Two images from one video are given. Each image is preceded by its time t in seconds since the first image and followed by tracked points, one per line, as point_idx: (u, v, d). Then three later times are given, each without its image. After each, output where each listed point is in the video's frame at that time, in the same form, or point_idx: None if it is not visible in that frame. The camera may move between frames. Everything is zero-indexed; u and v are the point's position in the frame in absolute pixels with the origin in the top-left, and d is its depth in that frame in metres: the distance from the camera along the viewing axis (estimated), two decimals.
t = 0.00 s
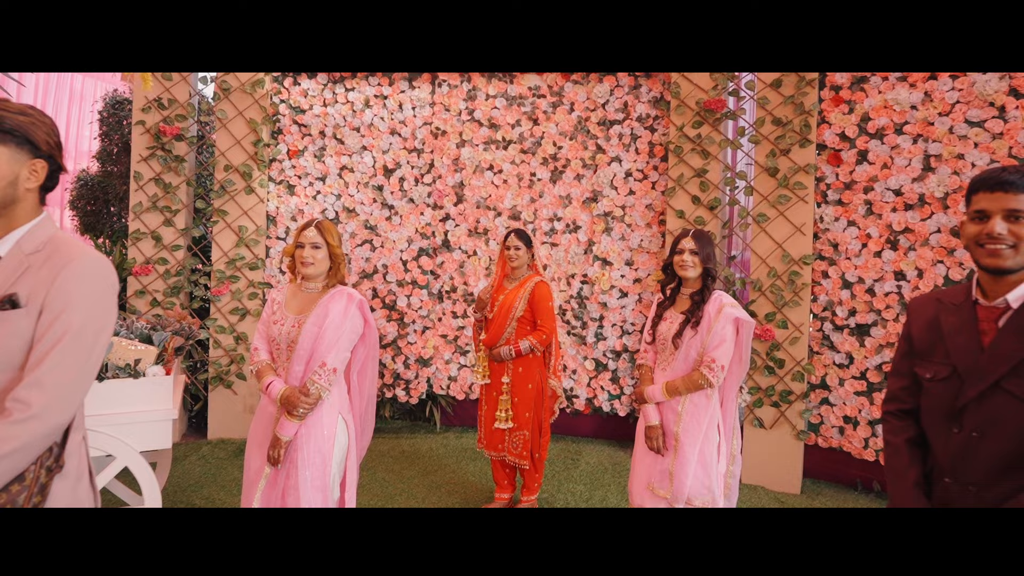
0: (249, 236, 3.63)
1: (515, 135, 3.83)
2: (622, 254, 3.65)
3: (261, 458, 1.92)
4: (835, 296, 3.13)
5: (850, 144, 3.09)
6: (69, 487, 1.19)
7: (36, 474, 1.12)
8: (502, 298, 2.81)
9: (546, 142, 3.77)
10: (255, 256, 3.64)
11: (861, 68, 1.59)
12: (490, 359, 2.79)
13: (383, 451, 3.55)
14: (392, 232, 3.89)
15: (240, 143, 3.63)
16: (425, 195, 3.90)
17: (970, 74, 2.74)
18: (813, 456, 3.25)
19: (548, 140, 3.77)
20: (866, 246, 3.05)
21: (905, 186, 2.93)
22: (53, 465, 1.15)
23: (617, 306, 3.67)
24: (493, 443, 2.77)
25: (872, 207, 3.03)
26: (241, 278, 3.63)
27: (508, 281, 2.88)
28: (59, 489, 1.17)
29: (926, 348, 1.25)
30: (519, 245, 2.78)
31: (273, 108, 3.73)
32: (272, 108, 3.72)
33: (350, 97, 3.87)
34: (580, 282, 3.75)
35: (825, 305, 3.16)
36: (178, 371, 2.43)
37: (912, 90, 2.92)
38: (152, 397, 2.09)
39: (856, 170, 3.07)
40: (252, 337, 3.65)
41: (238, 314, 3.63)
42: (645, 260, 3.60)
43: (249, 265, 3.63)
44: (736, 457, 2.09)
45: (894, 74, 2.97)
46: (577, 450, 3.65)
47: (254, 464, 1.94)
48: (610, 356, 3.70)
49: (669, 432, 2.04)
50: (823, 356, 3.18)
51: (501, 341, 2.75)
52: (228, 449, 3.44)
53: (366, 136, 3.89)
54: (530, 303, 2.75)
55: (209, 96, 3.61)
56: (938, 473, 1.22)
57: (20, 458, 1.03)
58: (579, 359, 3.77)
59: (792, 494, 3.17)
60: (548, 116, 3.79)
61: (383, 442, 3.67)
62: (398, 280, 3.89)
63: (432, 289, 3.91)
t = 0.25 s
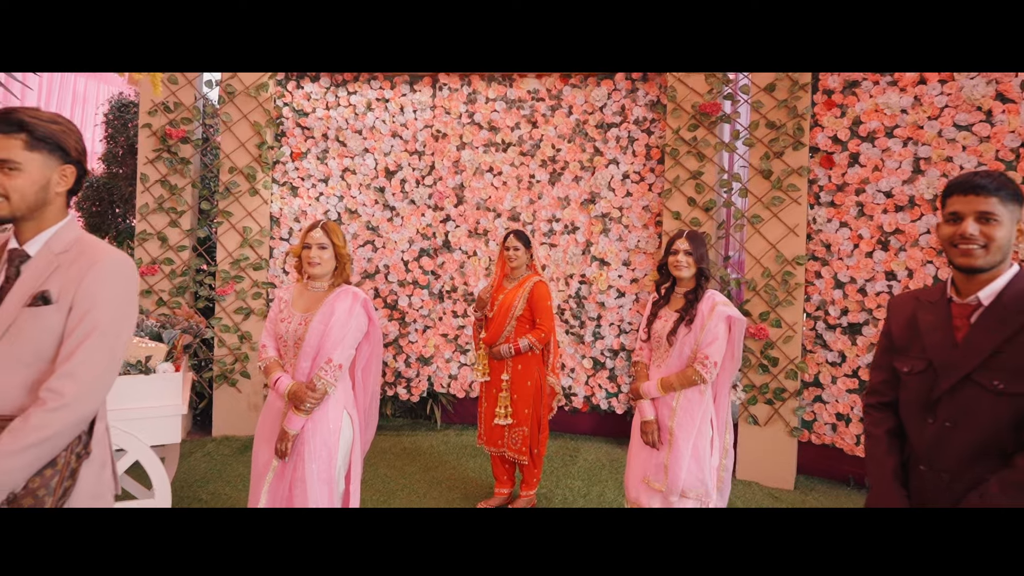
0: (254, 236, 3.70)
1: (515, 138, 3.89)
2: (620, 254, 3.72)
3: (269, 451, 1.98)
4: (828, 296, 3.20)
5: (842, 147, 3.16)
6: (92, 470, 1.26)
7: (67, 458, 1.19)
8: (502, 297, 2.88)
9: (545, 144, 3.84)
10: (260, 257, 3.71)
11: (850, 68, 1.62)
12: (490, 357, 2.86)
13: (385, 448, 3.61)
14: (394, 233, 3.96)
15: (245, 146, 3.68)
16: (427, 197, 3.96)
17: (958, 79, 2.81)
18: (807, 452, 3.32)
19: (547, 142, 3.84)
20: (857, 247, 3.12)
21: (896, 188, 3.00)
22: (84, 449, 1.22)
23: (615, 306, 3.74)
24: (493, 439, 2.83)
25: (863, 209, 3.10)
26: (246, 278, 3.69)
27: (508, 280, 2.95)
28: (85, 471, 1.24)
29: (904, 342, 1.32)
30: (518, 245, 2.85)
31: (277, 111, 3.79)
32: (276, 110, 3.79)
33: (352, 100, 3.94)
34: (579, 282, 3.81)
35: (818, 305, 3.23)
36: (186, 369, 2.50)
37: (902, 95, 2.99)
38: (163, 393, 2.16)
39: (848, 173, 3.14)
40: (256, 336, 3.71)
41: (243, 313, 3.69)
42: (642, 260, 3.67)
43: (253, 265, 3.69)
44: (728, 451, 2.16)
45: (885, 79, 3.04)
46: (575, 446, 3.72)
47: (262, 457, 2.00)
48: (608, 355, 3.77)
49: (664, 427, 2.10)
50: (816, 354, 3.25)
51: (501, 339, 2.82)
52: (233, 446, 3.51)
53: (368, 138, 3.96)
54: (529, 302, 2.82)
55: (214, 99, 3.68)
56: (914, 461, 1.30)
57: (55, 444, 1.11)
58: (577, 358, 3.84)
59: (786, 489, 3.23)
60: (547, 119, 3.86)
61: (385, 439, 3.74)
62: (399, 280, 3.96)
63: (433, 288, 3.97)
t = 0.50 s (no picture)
0: (259, 237, 3.77)
1: (514, 141, 3.97)
2: (618, 254, 3.80)
3: (277, 444, 2.05)
4: (821, 295, 3.27)
5: (835, 149, 3.23)
6: (118, 456, 1.35)
7: (97, 445, 1.28)
8: (502, 296, 2.95)
9: (544, 146, 3.92)
10: (264, 257, 3.79)
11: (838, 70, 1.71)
12: (491, 354, 2.93)
13: (387, 444, 3.69)
14: (396, 233, 4.04)
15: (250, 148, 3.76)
16: (428, 198, 4.04)
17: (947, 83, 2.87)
18: (800, 448, 3.39)
19: (546, 144, 3.92)
20: (849, 247, 3.19)
21: (886, 190, 3.07)
22: (111, 436, 1.31)
23: (612, 305, 3.81)
24: (494, 434, 2.91)
25: (855, 210, 3.17)
26: (251, 277, 3.77)
27: (508, 280, 3.02)
28: (112, 456, 1.33)
29: (882, 335, 1.39)
30: (518, 245, 2.92)
31: (282, 113, 3.87)
32: (280, 114, 3.86)
33: (355, 103, 4.02)
34: (577, 282, 3.88)
35: (812, 304, 3.30)
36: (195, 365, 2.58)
37: (892, 99, 3.07)
38: (173, 388, 2.23)
39: (840, 175, 3.21)
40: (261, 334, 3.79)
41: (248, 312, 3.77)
42: (639, 260, 3.74)
43: (259, 264, 3.77)
44: (721, 444, 2.23)
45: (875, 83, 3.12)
46: (574, 443, 3.80)
47: (270, 450, 2.06)
48: (606, 353, 3.84)
49: (659, 421, 2.17)
50: (809, 352, 3.32)
51: (501, 336, 2.89)
52: (239, 442, 3.58)
53: (370, 141, 4.04)
54: (528, 301, 2.89)
55: (220, 103, 3.75)
56: (891, 449, 1.38)
57: (85, 432, 1.22)
58: (576, 356, 3.92)
59: (780, 484, 3.30)
60: (546, 121, 3.94)
61: (387, 435, 3.81)
62: (401, 279, 4.04)
63: (434, 288, 4.05)
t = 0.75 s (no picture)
0: (264, 237, 3.84)
1: (515, 144, 4.04)
2: (617, 255, 3.87)
3: (287, 437, 2.12)
4: (816, 295, 3.34)
5: (829, 152, 3.30)
6: (144, 442, 1.43)
7: (128, 431, 1.36)
8: (502, 296, 3.02)
9: (544, 149, 3.99)
10: (269, 257, 3.85)
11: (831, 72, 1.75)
12: (492, 352, 3.00)
13: (390, 441, 3.76)
14: (399, 234, 4.12)
15: (256, 151, 3.83)
16: (431, 200, 4.11)
17: (937, 88, 2.96)
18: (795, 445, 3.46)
19: (546, 147, 3.99)
20: (843, 248, 3.26)
21: (879, 192, 3.15)
22: (139, 424, 1.40)
23: (611, 305, 3.88)
24: (495, 430, 2.97)
25: (849, 211, 3.24)
26: (257, 278, 3.84)
27: (509, 280, 3.09)
28: (139, 442, 1.41)
29: (865, 331, 1.48)
30: (519, 246, 2.98)
31: (287, 117, 3.94)
32: (285, 117, 3.94)
33: (359, 107, 4.09)
34: (577, 282, 3.95)
35: (806, 304, 3.37)
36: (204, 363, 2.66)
37: (884, 103, 3.14)
38: (184, 384, 2.30)
39: (834, 177, 3.28)
40: (267, 334, 3.86)
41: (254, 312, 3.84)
42: (637, 261, 3.81)
43: (264, 265, 3.84)
44: (716, 438, 2.30)
45: (868, 87, 3.19)
46: (574, 440, 3.87)
47: (280, 443, 2.14)
48: (605, 352, 3.91)
49: (656, 416, 2.24)
50: (804, 351, 3.39)
51: (502, 335, 2.96)
52: (245, 439, 3.65)
53: (374, 144, 4.11)
54: (528, 300, 2.96)
55: (226, 106, 3.83)
56: (873, 440, 1.45)
57: (118, 420, 1.28)
58: (575, 355, 3.99)
59: (775, 480, 3.37)
60: (546, 125, 4.01)
61: (390, 433, 3.88)
62: (404, 280, 4.12)
63: (436, 288, 4.12)
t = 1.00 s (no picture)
0: (270, 239, 3.91)
1: (516, 147, 4.12)
2: (616, 256, 3.94)
3: (295, 432, 2.19)
4: (811, 295, 3.41)
5: (824, 155, 3.36)
6: (166, 433, 1.51)
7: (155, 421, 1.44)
8: (504, 295, 3.09)
9: (545, 152, 4.07)
10: (276, 258, 3.93)
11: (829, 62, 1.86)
12: (494, 351, 3.08)
13: (394, 439, 3.83)
14: (402, 236, 4.20)
15: (262, 154, 3.91)
16: (433, 202, 4.19)
17: (929, 92, 3.05)
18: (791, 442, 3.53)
19: (546, 150, 4.07)
20: (837, 249, 3.33)
21: (872, 194, 3.22)
22: (163, 415, 1.48)
23: (611, 305, 3.95)
24: (497, 426, 3.04)
25: (843, 213, 3.31)
26: (263, 278, 3.92)
27: (510, 280, 3.16)
28: (164, 432, 1.49)
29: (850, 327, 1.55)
30: (520, 247, 3.05)
31: (292, 121, 4.02)
32: (291, 121, 4.02)
33: (363, 111, 4.17)
34: (577, 282, 4.03)
35: (802, 303, 3.44)
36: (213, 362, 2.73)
37: (878, 106, 3.21)
38: (196, 380, 2.37)
39: (829, 179, 3.34)
40: (272, 333, 3.93)
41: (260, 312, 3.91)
42: (636, 261, 3.88)
43: (270, 266, 3.92)
44: (711, 433, 2.37)
45: (862, 91, 3.26)
46: (574, 438, 3.94)
47: (288, 437, 2.21)
48: (605, 351, 3.98)
49: (653, 411, 2.31)
50: (799, 349, 3.46)
51: (504, 334, 3.03)
52: (251, 436, 3.73)
53: (377, 147, 4.18)
54: (530, 300, 3.03)
55: (233, 110, 3.90)
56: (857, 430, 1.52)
57: (148, 410, 1.35)
58: (575, 354, 4.06)
59: (771, 477, 3.44)
60: (546, 128, 4.09)
61: (394, 430, 3.95)
62: (407, 280, 4.19)
63: (439, 288, 4.20)
